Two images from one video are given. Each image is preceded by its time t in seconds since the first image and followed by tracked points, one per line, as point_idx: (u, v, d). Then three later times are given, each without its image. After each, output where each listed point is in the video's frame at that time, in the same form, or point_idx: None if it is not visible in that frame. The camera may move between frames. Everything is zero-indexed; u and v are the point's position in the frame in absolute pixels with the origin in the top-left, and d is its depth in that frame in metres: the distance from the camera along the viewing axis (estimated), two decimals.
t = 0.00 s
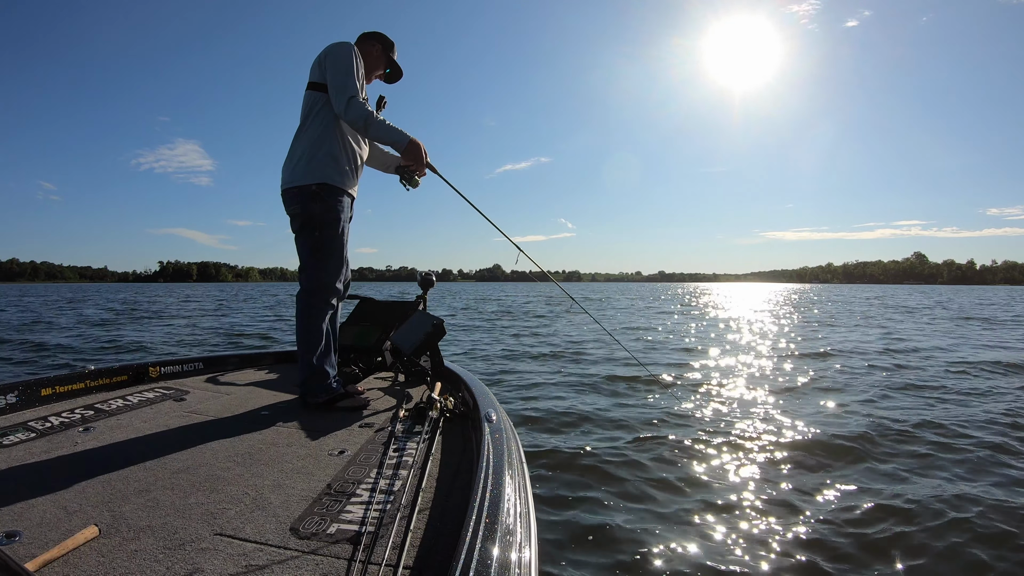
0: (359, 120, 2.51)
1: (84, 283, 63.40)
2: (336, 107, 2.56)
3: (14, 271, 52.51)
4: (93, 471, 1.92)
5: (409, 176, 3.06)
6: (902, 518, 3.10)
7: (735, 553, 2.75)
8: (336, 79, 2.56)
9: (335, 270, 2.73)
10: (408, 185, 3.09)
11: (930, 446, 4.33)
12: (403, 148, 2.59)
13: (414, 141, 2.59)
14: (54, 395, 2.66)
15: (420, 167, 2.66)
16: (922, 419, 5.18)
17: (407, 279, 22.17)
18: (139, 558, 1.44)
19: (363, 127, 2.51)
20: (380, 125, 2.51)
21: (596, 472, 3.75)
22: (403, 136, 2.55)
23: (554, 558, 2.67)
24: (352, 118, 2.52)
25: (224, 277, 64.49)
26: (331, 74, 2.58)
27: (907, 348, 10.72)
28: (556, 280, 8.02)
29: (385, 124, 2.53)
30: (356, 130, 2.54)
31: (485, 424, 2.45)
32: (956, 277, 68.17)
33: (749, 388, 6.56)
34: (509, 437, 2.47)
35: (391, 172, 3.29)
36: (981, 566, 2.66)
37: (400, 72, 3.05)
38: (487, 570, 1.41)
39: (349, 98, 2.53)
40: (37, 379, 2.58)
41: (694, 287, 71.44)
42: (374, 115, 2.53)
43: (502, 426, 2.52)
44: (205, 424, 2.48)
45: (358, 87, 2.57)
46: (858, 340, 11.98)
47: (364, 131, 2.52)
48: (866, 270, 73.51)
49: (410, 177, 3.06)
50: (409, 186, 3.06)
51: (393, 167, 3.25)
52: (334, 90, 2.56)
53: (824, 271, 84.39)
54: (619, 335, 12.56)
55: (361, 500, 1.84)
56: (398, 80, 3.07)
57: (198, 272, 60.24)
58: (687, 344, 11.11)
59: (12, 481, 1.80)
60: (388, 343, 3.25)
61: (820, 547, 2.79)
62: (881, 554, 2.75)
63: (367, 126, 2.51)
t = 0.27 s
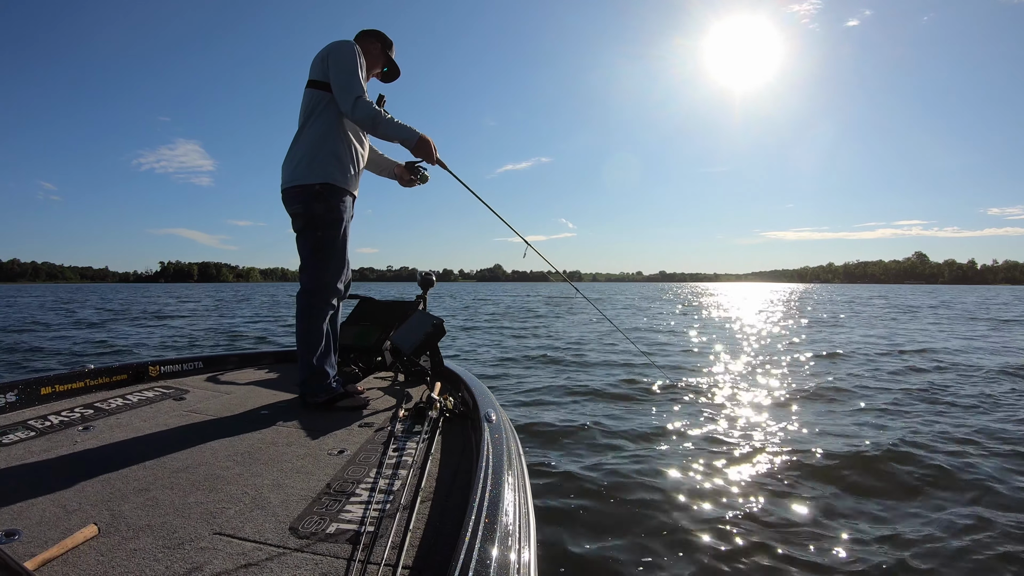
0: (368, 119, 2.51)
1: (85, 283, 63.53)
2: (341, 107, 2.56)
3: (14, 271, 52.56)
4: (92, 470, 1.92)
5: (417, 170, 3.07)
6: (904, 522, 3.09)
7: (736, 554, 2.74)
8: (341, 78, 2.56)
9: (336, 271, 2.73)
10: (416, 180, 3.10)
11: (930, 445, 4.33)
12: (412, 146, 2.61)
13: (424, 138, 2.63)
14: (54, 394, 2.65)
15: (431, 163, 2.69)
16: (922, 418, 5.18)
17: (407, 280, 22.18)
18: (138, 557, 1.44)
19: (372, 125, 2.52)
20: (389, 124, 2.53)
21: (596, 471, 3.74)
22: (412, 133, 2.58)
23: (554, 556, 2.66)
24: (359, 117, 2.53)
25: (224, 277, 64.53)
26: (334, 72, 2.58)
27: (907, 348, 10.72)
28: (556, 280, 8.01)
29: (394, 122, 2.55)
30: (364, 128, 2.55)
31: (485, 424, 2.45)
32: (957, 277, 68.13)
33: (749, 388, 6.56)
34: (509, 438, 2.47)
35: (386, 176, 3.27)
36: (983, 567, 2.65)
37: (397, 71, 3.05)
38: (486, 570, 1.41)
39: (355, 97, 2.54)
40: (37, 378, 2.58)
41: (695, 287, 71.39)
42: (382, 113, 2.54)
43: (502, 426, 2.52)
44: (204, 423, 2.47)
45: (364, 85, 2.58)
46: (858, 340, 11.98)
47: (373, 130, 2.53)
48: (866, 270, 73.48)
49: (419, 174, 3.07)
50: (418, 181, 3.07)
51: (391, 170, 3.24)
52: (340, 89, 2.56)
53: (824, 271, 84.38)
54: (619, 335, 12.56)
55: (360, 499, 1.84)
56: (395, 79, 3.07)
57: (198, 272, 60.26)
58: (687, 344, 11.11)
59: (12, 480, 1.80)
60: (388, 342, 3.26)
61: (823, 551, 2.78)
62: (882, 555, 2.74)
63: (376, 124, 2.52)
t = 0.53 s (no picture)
0: (375, 123, 2.52)
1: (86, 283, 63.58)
2: (347, 109, 2.56)
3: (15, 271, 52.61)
4: (92, 470, 1.92)
5: (419, 177, 3.07)
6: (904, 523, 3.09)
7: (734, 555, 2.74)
8: (347, 80, 2.55)
9: (338, 271, 2.73)
10: (417, 186, 3.10)
11: (930, 445, 4.33)
12: (417, 151, 2.63)
13: (428, 144, 2.65)
14: (54, 394, 2.66)
15: (434, 169, 2.72)
16: (922, 418, 5.18)
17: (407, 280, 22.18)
18: (138, 557, 1.44)
19: (378, 130, 2.53)
20: (395, 129, 2.55)
21: (596, 472, 3.74)
22: (417, 140, 2.61)
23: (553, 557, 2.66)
24: (366, 121, 2.53)
25: (225, 278, 64.57)
26: (339, 73, 2.57)
27: (907, 348, 10.72)
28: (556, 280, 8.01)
29: (400, 127, 2.56)
30: (370, 132, 2.55)
31: (485, 423, 2.45)
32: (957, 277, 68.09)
33: (749, 388, 6.56)
34: (509, 437, 2.47)
35: (381, 172, 3.28)
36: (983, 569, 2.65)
37: (395, 69, 3.07)
38: (486, 570, 1.41)
39: (362, 100, 2.54)
40: (37, 378, 2.58)
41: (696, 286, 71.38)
42: (388, 117, 2.55)
43: (502, 426, 2.52)
44: (204, 423, 2.47)
45: (370, 88, 2.58)
46: (858, 340, 11.97)
47: (380, 134, 2.54)
48: (867, 269, 73.44)
49: (421, 178, 3.06)
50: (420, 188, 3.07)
51: (386, 165, 3.25)
52: (345, 91, 2.55)
53: (825, 271, 84.34)
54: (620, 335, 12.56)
55: (360, 499, 1.84)
56: (392, 77, 3.08)
57: (199, 272, 60.29)
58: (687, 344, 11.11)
59: (12, 480, 1.80)
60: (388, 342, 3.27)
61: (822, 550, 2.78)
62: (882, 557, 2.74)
63: (383, 129, 2.53)
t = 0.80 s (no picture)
0: (377, 126, 2.52)
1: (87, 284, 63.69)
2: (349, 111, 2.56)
3: (17, 272, 52.66)
4: (93, 471, 1.93)
5: (418, 180, 3.07)
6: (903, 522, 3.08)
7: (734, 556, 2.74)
8: (349, 81, 2.55)
9: (339, 273, 2.73)
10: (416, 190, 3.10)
11: (929, 446, 4.32)
12: (418, 154, 2.63)
13: (429, 148, 2.66)
14: (55, 395, 2.66)
15: (435, 173, 2.73)
16: (923, 418, 5.17)
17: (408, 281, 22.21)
18: (138, 558, 1.44)
19: (380, 133, 2.53)
20: (397, 132, 2.55)
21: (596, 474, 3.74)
22: (419, 144, 2.61)
23: (552, 560, 2.66)
24: (368, 123, 2.53)
25: (226, 278, 64.73)
26: (341, 74, 2.56)
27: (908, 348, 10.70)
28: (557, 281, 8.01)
29: (402, 131, 2.57)
30: (371, 135, 2.56)
31: (485, 423, 2.44)
32: (958, 276, 68.02)
33: (749, 388, 6.56)
34: (509, 437, 2.47)
35: (383, 166, 3.28)
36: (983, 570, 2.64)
37: (393, 64, 3.08)
38: (487, 570, 1.41)
39: (364, 102, 2.54)
40: (38, 379, 2.58)
41: (696, 286, 71.34)
42: (390, 121, 2.55)
43: (502, 426, 2.51)
44: (205, 424, 2.47)
45: (372, 90, 2.58)
46: (860, 340, 11.96)
47: (383, 137, 2.54)
48: (868, 269, 73.39)
49: (421, 182, 3.07)
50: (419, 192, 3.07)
51: (388, 160, 3.25)
52: (347, 92, 2.55)
53: (826, 271, 84.33)
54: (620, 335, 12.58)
55: (361, 499, 1.84)
56: (391, 72, 3.09)
57: (200, 272, 60.39)
58: (687, 345, 11.12)
59: (12, 481, 1.80)
60: (388, 343, 3.30)
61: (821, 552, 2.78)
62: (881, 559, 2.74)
63: (386, 132, 2.53)
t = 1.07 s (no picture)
0: (376, 128, 2.52)
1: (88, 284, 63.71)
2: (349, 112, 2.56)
3: (17, 272, 52.67)
4: (93, 471, 1.93)
5: (417, 182, 3.07)
6: (903, 520, 3.08)
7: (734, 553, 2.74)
8: (348, 82, 2.55)
9: (339, 274, 2.74)
10: (415, 191, 3.10)
11: (930, 445, 4.32)
12: (418, 155, 2.64)
13: (428, 150, 2.67)
14: (55, 395, 2.66)
15: (433, 175, 2.73)
16: (923, 417, 5.17)
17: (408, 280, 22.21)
18: (139, 558, 1.44)
19: (379, 135, 2.53)
20: (396, 134, 2.55)
21: (596, 471, 3.74)
22: (418, 146, 2.61)
23: (551, 557, 2.66)
24: (368, 125, 2.53)
25: (226, 278, 64.74)
26: (340, 76, 2.56)
27: (908, 347, 10.70)
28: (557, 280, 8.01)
29: (401, 133, 2.57)
30: (371, 137, 2.56)
31: (485, 423, 2.44)
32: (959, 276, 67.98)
33: (749, 387, 6.57)
34: (509, 437, 2.47)
35: (387, 162, 3.28)
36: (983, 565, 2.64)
37: (396, 52, 3.06)
38: (487, 570, 1.41)
39: (364, 104, 2.54)
40: (38, 379, 2.58)
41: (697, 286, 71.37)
42: (389, 123, 2.54)
43: (502, 426, 2.52)
44: (205, 424, 2.48)
45: (371, 90, 2.57)
46: (860, 340, 11.95)
47: (382, 139, 2.54)
48: (868, 269, 73.35)
49: (419, 185, 3.07)
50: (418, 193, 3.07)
51: (391, 156, 3.25)
52: (347, 93, 2.55)
53: (826, 271, 84.29)
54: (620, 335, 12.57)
55: (361, 499, 1.84)
56: (393, 61, 3.09)
57: (201, 273, 60.40)
58: (687, 344, 11.12)
59: (12, 482, 1.81)
60: (388, 344, 3.41)
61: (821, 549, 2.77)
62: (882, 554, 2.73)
63: (385, 134, 2.53)
